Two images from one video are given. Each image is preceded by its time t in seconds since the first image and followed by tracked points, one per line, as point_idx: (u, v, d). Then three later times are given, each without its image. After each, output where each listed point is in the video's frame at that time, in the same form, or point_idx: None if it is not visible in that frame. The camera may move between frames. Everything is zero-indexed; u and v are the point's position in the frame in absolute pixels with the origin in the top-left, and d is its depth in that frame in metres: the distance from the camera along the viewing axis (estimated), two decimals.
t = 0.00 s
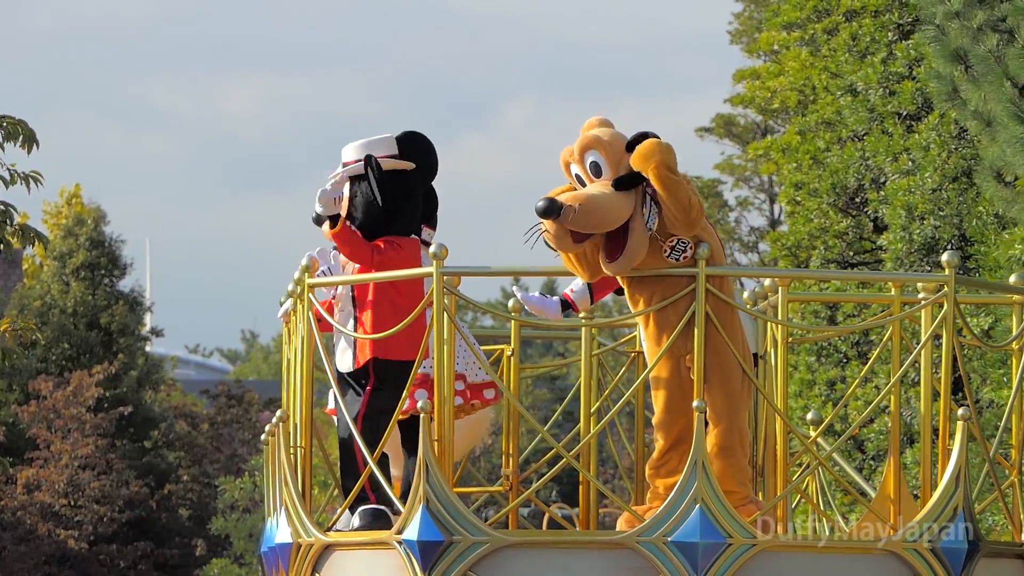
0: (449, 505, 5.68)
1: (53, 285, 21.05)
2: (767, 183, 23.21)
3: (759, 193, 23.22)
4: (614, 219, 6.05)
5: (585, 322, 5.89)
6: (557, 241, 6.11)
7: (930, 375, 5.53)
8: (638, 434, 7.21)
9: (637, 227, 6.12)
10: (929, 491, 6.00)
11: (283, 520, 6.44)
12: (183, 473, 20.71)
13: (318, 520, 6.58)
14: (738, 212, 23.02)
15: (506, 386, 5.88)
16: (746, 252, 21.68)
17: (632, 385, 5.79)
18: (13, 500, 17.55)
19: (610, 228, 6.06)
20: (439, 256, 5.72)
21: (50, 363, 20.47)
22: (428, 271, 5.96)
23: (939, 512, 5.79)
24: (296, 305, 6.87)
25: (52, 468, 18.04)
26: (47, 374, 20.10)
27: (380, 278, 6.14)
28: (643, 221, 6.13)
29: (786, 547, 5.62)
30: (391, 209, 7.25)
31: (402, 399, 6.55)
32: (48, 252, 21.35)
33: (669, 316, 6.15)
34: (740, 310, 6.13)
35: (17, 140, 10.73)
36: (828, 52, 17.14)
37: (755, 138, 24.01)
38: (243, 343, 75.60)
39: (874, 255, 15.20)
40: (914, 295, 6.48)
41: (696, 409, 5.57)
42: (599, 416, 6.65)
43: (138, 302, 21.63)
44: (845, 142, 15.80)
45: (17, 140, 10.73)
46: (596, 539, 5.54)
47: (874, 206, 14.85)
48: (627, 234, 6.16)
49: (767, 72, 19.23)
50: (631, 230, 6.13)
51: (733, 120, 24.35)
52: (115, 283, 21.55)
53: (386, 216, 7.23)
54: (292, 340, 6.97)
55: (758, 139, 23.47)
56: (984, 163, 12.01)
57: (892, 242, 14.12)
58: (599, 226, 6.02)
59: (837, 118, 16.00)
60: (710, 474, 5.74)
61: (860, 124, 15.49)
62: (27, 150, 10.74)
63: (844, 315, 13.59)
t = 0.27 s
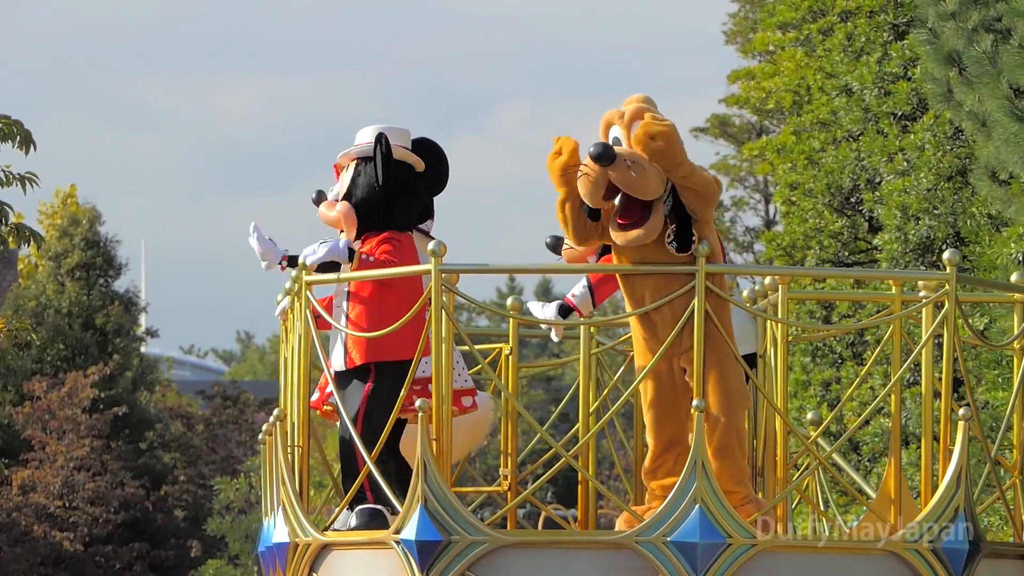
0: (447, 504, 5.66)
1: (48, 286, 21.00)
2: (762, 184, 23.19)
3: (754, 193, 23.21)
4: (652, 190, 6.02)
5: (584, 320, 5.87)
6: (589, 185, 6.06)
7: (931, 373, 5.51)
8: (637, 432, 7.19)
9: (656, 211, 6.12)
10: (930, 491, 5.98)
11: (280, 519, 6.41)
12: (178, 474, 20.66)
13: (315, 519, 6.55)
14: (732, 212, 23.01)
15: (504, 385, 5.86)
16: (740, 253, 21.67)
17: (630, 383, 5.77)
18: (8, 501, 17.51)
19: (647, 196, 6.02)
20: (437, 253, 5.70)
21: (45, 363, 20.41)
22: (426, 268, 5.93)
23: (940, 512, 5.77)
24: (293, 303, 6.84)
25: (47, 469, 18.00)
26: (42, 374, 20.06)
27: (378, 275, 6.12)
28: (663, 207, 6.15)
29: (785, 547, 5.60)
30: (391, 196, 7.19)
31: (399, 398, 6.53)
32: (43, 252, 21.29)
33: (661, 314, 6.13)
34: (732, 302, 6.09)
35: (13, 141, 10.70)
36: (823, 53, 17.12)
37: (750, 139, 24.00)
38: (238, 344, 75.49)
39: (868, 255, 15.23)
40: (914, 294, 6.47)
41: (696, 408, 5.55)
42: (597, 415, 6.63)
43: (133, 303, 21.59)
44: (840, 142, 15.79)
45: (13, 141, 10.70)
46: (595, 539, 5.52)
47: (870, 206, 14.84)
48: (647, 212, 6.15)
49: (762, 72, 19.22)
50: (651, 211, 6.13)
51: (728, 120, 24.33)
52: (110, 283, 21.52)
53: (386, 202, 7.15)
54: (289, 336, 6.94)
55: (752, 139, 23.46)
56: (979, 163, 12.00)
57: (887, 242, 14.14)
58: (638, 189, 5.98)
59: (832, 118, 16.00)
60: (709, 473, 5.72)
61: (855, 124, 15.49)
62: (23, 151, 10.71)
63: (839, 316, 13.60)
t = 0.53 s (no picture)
0: (445, 505, 5.64)
1: (45, 287, 20.97)
2: (759, 184, 23.18)
3: (751, 194, 23.19)
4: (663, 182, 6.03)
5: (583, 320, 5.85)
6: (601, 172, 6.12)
7: (932, 373, 5.50)
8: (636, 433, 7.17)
9: (664, 205, 6.11)
10: (931, 492, 5.96)
11: (278, 520, 6.39)
12: (175, 474, 20.64)
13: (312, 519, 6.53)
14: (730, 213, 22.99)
15: (503, 385, 5.84)
16: (738, 254, 21.65)
17: (629, 383, 5.75)
18: (6, 502, 17.49)
19: (658, 188, 6.04)
20: (435, 252, 5.69)
21: (42, 364, 20.38)
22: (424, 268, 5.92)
23: (942, 512, 5.75)
24: (292, 303, 6.83)
25: (44, 470, 17.98)
26: (40, 375, 20.05)
27: (376, 275, 6.10)
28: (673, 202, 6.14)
29: (786, 548, 5.58)
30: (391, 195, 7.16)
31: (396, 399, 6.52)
32: (41, 253, 21.26)
33: (660, 315, 6.13)
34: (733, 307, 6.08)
35: (11, 142, 10.68)
36: (821, 54, 17.11)
37: (747, 140, 23.98)
38: (236, 346, 75.40)
39: (866, 257, 15.11)
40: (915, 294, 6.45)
41: (696, 408, 5.53)
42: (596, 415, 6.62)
43: (130, 304, 21.58)
44: (838, 144, 15.78)
45: (10, 141, 10.68)
46: (594, 540, 5.51)
47: (868, 208, 14.84)
48: (656, 205, 6.15)
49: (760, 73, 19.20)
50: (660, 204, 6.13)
51: (726, 121, 24.31)
52: (107, 284, 21.50)
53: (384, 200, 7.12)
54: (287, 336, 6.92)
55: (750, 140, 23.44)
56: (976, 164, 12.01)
57: (884, 245, 14.14)
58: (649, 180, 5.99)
59: (830, 120, 15.98)
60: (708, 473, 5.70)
61: (853, 126, 15.52)
62: (20, 152, 10.69)
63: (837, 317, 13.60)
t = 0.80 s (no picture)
0: (441, 506, 5.62)
1: (40, 289, 20.92)
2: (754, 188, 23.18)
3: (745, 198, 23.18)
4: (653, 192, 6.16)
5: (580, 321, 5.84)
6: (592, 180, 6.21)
7: (931, 374, 5.48)
8: (633, 434, 7.15)
9: (662, 209, 6.20)
10: (929, 494, 5.95)
11: (272, 522, 6.37)
12: (169, 477, 20.60)
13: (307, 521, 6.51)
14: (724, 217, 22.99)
15: (499, 386, 5.83)
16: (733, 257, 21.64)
17: (627, 385, 5.74)
18: None
19: (648, 194, 6.15)
20: (431, 253, 5.67)
21: (36, 366, 20.31)
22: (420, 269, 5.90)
23: (940, 514, 5.74)
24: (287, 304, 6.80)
25: (38, 472, 17.94)
26: (34, 377, 20.01)
27: (371, 276, 6.09)
28: (672, 204, 6.21)
29: (783, 550, 5.57)
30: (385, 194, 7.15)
31: (392, 400, 6.50)
32: (35, 255, 21.21)
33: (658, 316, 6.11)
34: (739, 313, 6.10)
35: (6, 143, 10.66)
36: (816, 57, 17.09)
37: (742, 143, 23.96)
38: (230, 348, 75.25)
39: (860, 261, 15.12)
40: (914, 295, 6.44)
41: (694, 409, 5.52)
42: (592, 417, 6.60)
43: (125, 306, 21.55)
44: (832, 147, 15.78)
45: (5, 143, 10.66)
46: (591, 542, 5.49)
47: (863, 211, 14.85)
48: (652, 210, 6.25)
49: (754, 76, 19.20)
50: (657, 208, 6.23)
51: (720, 125, 24.30)
52: (102, 286, 21.46)
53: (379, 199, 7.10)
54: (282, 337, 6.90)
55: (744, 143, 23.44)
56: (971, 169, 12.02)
57: (879, 249, 14.21)
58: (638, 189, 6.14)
59: (824, 123, 15.97)
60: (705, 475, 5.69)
61: (847, 130, 15.57)
62: (15, 153, 10.66)
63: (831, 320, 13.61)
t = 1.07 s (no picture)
0: (434, 507, 5.59)
1: (31, 290, 20.86)
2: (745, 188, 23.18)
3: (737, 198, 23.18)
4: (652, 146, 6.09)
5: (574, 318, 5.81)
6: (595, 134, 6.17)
7: (926, 372, 5.47)
8: (627, 433, 7.13)
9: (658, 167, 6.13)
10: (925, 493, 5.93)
11: (265, 522, 6.33)
12: (161, 477, 20.54)
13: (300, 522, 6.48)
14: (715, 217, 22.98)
15: (492, 385, 5.80)
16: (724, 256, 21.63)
17: (621, 384, 5.71)
18: None
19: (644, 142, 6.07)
20: (424, 251, 5.64)
21: (28, 367, 20.25)
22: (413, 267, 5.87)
23: (936, 513, 5.73)
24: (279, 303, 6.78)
25: (30, 473, 17.90)
26: (25, 378, 19.96)
27: (363, 275, 6.06)
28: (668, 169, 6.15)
29: (779, 549, 5.55)
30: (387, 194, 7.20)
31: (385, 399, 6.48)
32: (26, 256, 21.14)
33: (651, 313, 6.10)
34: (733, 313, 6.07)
35: None
36: (807, 57, 17.07)
37: (733, 144, 23.96)
38: (222, 348, 75.14)
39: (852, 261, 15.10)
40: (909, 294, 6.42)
41: (688, 408, 5.50)
42: (586, 416, 6.58)
43: (116, 307, 21.50)
44: (823, 147, 15.77)
45: None
46: (585, 542, 5.47)
47: (854, 211, 14.84)
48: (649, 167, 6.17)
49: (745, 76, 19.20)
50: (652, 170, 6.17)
51: (711, 125, 24.30)
52: (93, 287, 21.42)
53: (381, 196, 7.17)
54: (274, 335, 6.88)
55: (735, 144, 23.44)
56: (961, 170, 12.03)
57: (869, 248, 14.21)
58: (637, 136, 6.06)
59: (815, 123, 15.97)
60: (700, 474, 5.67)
61: (838, 131, 15.58)
62: (6, 153, 10.62)
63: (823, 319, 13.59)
